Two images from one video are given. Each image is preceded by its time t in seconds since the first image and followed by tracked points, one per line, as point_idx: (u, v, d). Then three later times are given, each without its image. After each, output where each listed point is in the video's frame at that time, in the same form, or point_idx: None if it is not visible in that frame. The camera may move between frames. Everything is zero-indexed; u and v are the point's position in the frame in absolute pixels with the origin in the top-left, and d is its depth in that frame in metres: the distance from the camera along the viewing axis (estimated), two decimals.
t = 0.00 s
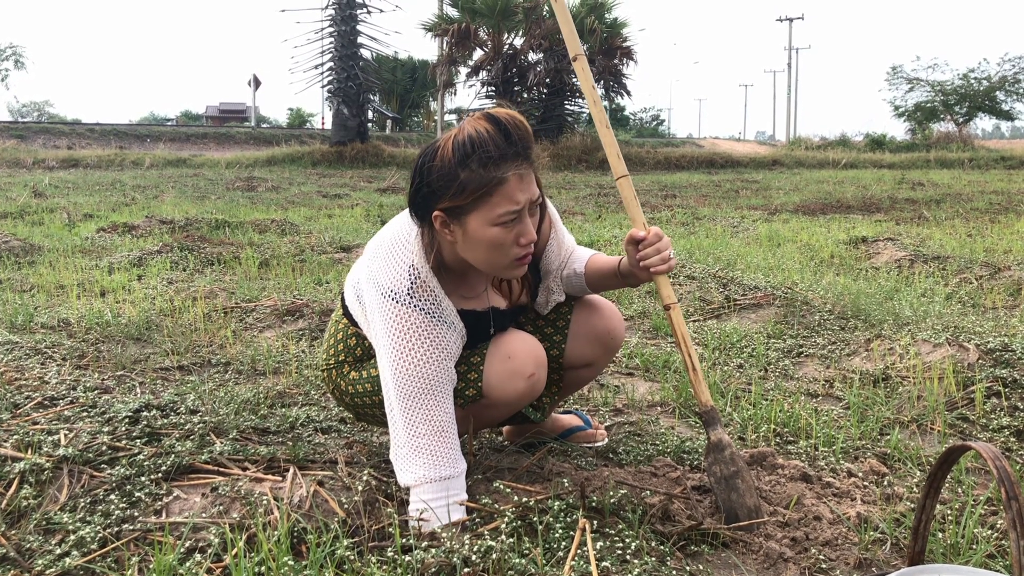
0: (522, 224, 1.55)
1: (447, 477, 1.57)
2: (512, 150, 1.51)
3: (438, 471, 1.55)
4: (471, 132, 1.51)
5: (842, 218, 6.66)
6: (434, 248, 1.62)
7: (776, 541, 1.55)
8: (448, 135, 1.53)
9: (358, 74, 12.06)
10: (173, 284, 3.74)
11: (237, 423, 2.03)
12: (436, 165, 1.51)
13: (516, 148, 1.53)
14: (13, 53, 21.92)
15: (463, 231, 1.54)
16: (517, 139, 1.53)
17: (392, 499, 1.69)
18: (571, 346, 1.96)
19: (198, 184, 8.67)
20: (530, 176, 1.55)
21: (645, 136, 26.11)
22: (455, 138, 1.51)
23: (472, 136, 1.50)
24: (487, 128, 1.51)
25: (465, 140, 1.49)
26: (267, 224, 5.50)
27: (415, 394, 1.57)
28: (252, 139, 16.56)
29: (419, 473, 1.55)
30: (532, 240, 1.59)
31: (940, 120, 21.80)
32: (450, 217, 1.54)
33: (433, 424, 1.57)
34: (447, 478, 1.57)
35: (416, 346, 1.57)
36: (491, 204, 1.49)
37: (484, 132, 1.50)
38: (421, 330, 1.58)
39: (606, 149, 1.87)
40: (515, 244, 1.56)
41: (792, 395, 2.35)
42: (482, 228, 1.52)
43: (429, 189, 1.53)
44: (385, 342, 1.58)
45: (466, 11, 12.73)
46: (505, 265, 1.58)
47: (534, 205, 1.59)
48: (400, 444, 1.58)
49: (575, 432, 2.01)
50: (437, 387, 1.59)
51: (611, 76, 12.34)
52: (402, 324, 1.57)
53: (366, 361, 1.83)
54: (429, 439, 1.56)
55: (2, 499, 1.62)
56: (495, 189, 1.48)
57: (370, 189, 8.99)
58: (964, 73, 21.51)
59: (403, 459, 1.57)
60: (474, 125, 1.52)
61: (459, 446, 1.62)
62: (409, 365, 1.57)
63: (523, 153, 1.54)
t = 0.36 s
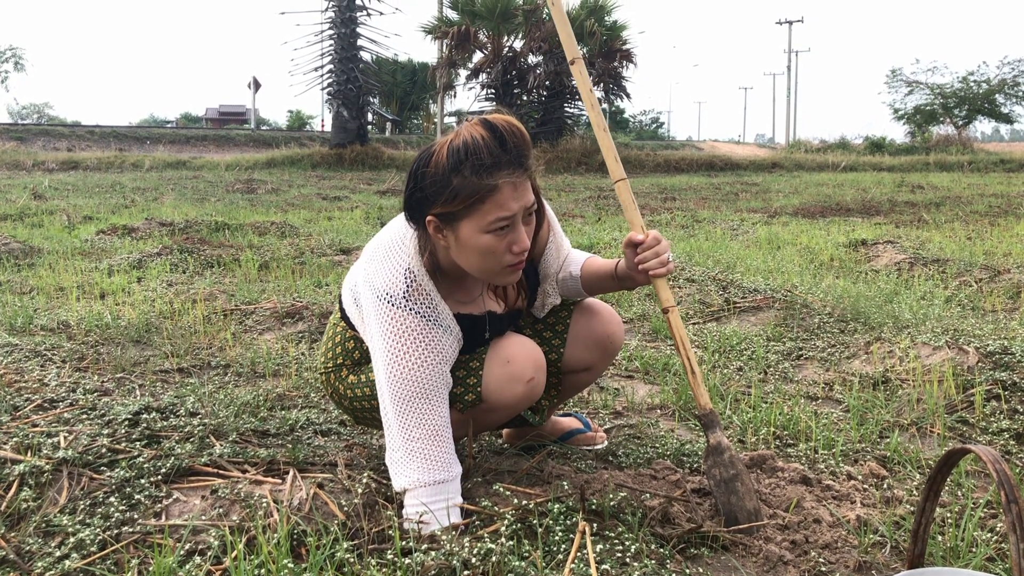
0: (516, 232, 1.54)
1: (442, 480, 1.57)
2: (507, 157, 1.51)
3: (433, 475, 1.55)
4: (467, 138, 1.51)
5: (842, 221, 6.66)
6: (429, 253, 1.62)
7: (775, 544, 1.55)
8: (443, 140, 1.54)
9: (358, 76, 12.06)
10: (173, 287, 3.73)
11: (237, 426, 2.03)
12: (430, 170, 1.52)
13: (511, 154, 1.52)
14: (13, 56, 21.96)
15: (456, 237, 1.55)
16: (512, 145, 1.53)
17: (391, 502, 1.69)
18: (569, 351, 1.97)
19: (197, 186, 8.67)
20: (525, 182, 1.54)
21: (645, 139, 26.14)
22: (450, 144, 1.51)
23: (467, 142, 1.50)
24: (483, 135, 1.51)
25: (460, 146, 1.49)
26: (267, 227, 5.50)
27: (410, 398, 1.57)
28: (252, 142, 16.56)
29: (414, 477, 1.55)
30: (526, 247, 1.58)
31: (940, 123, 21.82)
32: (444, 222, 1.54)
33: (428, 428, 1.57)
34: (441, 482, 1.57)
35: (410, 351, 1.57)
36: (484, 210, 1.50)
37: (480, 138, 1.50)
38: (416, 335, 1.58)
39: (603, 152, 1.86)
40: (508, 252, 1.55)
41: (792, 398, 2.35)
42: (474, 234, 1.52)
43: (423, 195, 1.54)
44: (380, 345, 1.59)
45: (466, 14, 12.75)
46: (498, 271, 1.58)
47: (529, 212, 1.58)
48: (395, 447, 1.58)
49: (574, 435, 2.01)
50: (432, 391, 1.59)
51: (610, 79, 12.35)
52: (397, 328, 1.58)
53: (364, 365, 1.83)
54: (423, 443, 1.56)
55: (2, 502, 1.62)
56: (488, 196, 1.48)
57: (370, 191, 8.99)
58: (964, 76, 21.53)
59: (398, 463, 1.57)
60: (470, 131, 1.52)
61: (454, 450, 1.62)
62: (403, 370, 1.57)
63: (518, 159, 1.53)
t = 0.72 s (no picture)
0: (514, 234, 1.54)
1: (443, 480, 1.56)
2: (506, 159, 1.51)
3: (433, 475, 1.55)
4: (467, 139, 1.51)
5: (842, 221, 6.66)
6: (428, 253, 1.62)
7: (775, 544, 1.55)
8: (443, 141, 1.54)
9: (358, 76, 12.06)
10: (172, 286, 3.73)
11: (236, 425, 2.03)
12: (429, 170, 1.52)
13: (511, 156, 1.53)
14: (13, 55, 21.97)
15: (453, 237, 1.55)
16: (512, 147, 1.53)
17: (391, 501, 1.69)
18: (570, 350, 1.97)
19: (197, 186, 8.67)
20: (524, 184, 1.54)
21: (645, 139, 26.15)
22: (450, 145, 1.51)
23: (467, 143, 1.50)
24: (483, 136, 1.51)
25: (460, 147, 1.49)
26: (267, 227, 5.50)
27: (410, 398, 1.57)
28: (252, 141, 16.57)
29: (414, 478, 1.55)
30: (524, 249, 1.58)
31: (940, 123, 21.82)
32: (442, 223, 1.54)
33: (427, 428, 1.57)
34: (442, 482, 1.56)
35: (408, 351, 1.57)
36: (482, 211, 1.50)
37: (480, 139, 1.51)
38: (415, 335, 1.58)
39: (602, 153, 1.87)
40: (506, 254, 1.55)
41: (792, 398, 2.35)
42: (472, 235, 1.52)
43: (422, 195, 1.54)
44: (379, 346, 1.59)
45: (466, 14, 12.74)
46: (495, 273, 1.58)
47: (528, 214, 1.58)
48: (395, 448, 1.58)
49: (574, 435, 2.01)
50: (431, 391, 1.59)
51: (610, 79, 12.35)
52: (396, 329, 1.58)
53: (364, 365, 1.83)
54: (423, 444, 1.56)
55: (1, 501, 1.62)
56: (487, 197, 1.48)
57: (370, 191, 8.99)
58: (964, 76, 21.53)
59: (398, 463, 1.57)
60: (471, 132, 1.53)
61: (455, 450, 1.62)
62: (402, 370, 1.57)
63: (518, 162, 1.53)
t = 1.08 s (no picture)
0: (514, 231, 1.54)
1: (441, 476, 1.56)
2: (511, 155, 1.51)
3: (431, 471, 1.56)
4: (473, 134, 1.52)
5: (842, 220, 6.66)
6: (429, 248, 1.62)
7: (775, 543, 1.55)
8: (448, 135, 1.55)
9: (358, 75, 12.06)
10: (172, 285, 3.73)
11: (236, 424, 2.03)
12: (433, 163, 1.53)
13: (515, 153, 1.53)
14: (13, 53, 21.99)
15: (454, 231, 1.55)
16: (517, 145, 1.53)
17: (391, 500, 1.69)
18: (575, 346, 1.96)
19: (197, 185, 8.67)
20: (527, 181, 1.54)
21: (645, 138, 26.15)
22: (455, 138, 1.52)
23: (472, 138, 1.51)
24: (488, 132, 1.52)
25: (465, 142, 1.50)
26: (267, 225, 5.50)
27: (408, 394, 1.57)
28: (252, 140, 16.57)
29: (412, 474, 1.56)
30: (524, 246, 1.58)
31: (940, 122, 21.81)
32: (444, 217, 1.55)
33: (426, 424, 1.57)
34: (441, 478, 1.57)
35: (407, 346, 1.57)
36: (484, 206, 1.50)
37: (485, 135, 1.51)
38: (415, 331, 1.58)
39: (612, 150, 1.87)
40: (506, 250, 1.55)
41: (792, 397, 2.35)
42: (473, 230, 1.52)
43: (425, 188, 1.55)
44: (379, 340, 1.59)
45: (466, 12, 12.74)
46: (494, 269, 1.58)
47: (530, 212, 1.58)
48: (394, 444, 1.58)
49: (575, 433, 2.01)
50: (430, 388, 1.60)
51: (611, 77, 12.34)
52: (396, 324, 1.58)
53: (365, 363, 1.83)
54: (422, 440, 1.57)
55: (2, 499, 1.62)
56: (489, 192, 1.48)
57: (370, 190, 9.00)
58: (964, 75, 21.54)
59: (397, 459, 1.58)
60: (477, 127, 1.53)
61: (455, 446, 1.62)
62: (401, 366, 1.57)
63: (522, 159, 1.53)
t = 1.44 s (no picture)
0: (519, 226, 1.54)
1: (443, 470, 1.56)
2: (519, 151, 1.52)
3: (432, 464, 1.55)
4: (483, 128, 1.53)
5: (841, 218, 6.66)
6: (436, 240, 1.62)
7: (774, 542, 1.55)
8: (460, 129, 1.56)
9: (358, 73, 12.05)
10: (172, 283, 3.74)
11: (236, 422, 2.02)
12: (443, 155, 1.54)
13: (525, 149, 1.53)
14: (13, 52, 21.99)
15: (460, 223, 1.55)
16: (527, 141, 1.54)
17: (390, 498, 1.69)
18: (577, 347, 1.96)
19: (197, 183, 8.67)
20: (535, 177, 1.54)
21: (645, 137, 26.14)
22: (466, 132, 1.53)
23: (482, 132, 1.52)
24: (499, 127, 1.52)
25: (475, 135, 1.51)
26: (266, 223, 5.50)
27: (411, 387, 1.57)
28: (251, 138, 16.56)
29: (413, 467, 1.56)
30: (528, 243, 1.57)
31: (940, 121, 21.80)
32: (451, 209, 1.55)
33: (428, 418, 1.57)
34: (442, 472, 1.56)
35: (411, 339, 1.57)
36: (489, 199, 1.50)
37: (496, 130, 1.52)
38: (419, 324, 1.58)
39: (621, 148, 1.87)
40: (510, 245, 1.55)
41: (791, 396, 2.35)
42: (478, 223, 1.52)
43: (434, 179, 1.55)
44: (382, 332, 1.59)
45: (466, 10, 12.74)
46: (497, 264, 1.57)
47: (536, 209, 1.58)
48: (396, 437, 1.58)
49: (575, 431, 2.01)
50: (433, 381, 1.59)
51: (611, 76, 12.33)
52: (400, 317, 1.57)
53: (367, 359, 1.83)
54: (423, 433, 1.56)
55: (0, 497, 1.62)
56: (495, 185, 1.48)
57: (370, 188, 8.99)
58: (964, 74, 21.54)
59: (399, 452, 1.58)
60: (488, 122, 1.54)
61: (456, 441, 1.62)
62: (404, 359, 1.57)
63: (531, 155, 1.54)
